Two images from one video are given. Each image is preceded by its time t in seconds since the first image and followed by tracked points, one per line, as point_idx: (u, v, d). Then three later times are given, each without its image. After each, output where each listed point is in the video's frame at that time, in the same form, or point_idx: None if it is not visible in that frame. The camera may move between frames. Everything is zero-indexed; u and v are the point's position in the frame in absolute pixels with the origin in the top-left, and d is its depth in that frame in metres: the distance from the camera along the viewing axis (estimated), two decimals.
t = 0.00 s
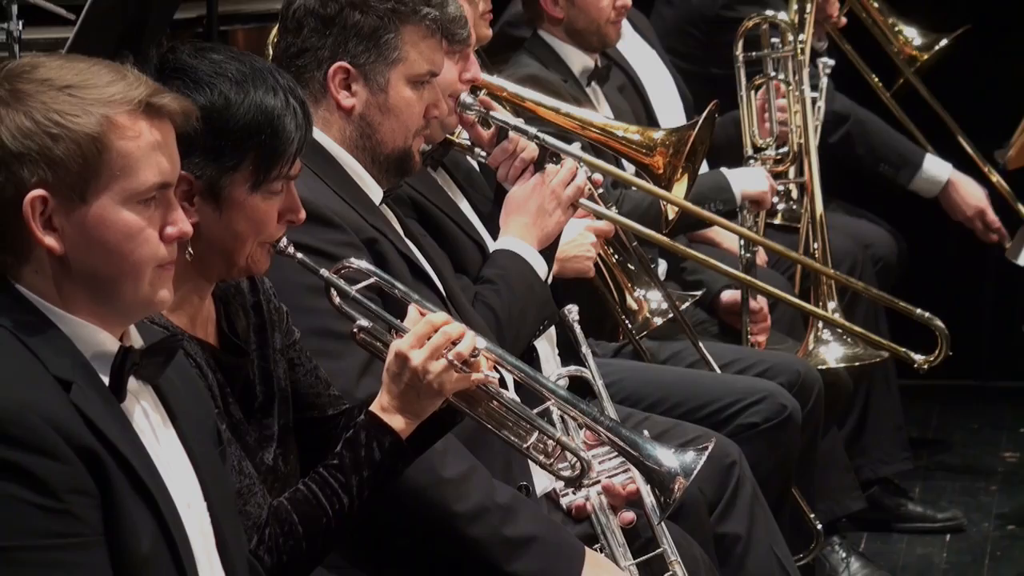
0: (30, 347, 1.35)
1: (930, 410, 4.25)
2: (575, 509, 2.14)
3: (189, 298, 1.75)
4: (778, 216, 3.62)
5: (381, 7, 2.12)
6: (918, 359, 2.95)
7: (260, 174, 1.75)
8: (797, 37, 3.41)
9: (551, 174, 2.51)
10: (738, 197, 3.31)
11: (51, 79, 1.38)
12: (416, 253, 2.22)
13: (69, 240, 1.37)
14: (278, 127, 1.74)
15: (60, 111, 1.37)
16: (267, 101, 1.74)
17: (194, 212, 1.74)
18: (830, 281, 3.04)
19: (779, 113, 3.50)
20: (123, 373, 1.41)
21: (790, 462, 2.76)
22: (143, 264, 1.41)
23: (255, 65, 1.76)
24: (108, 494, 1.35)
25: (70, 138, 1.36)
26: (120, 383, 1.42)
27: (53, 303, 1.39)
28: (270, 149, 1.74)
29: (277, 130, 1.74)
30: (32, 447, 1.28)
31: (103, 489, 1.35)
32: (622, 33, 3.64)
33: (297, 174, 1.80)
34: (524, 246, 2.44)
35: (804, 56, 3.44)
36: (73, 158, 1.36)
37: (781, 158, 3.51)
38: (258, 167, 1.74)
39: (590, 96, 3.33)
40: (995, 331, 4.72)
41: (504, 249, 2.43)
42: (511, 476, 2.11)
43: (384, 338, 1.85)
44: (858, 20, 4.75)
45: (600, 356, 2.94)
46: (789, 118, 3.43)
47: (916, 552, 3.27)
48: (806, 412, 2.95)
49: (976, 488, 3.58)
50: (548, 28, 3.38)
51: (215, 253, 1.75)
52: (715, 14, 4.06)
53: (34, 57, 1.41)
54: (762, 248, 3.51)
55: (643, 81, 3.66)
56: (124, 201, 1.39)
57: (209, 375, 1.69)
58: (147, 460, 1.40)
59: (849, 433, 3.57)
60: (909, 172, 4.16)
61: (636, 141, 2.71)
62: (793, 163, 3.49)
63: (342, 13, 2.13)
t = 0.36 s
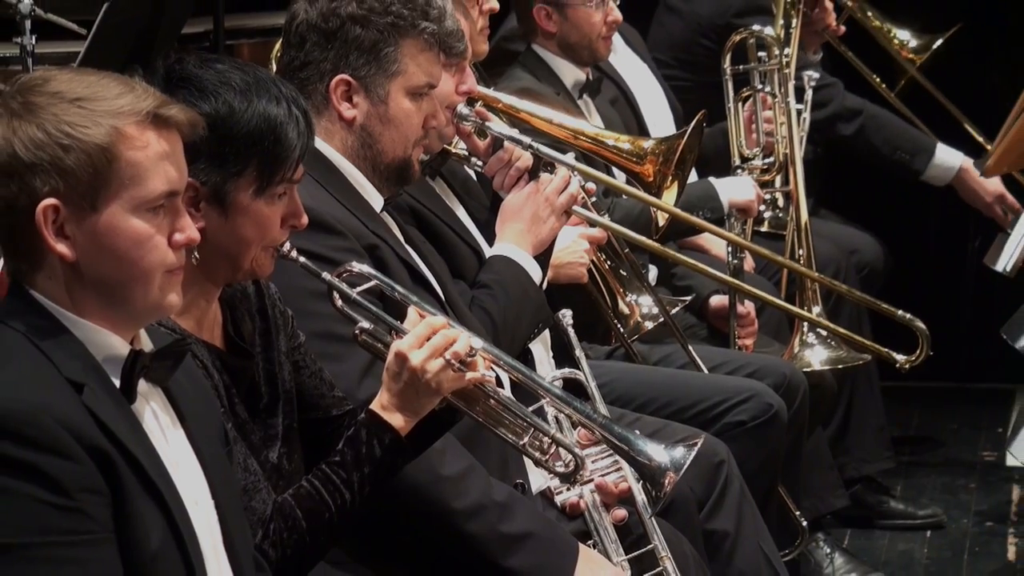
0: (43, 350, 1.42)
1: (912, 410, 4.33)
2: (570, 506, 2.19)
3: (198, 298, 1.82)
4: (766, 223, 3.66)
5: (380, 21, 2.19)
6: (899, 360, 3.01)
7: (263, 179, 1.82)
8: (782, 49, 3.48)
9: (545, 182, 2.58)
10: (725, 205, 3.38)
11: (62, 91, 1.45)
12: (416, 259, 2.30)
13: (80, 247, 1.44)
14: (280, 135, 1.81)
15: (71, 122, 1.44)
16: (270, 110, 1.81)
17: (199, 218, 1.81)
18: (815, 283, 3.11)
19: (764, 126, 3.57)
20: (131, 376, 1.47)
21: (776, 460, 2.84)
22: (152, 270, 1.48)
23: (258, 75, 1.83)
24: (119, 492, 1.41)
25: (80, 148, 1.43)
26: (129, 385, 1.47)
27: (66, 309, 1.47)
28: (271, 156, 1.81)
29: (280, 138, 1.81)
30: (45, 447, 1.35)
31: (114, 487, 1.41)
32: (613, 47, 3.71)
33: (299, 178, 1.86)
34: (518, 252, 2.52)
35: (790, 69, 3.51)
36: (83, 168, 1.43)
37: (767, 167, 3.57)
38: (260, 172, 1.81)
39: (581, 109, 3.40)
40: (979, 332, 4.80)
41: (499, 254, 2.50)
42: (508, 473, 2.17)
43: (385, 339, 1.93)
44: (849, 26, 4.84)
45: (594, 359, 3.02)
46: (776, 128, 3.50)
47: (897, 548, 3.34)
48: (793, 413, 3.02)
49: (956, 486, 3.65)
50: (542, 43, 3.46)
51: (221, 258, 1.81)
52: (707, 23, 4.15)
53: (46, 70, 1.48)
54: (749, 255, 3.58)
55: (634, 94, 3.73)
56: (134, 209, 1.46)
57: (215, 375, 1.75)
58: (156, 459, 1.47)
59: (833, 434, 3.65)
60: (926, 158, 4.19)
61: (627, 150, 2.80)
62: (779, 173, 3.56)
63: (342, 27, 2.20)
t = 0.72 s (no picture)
0: (53, 354, 1.49)
1: (893, 411, 4.41)
2: (561, 505, 2.26)
3: (201, 303, 1.88)
4: (749, 231, 3.74)
5: (379, 36, 2.27)
6: (880, 357, 3.09)
7: (263, 190, 1.89)
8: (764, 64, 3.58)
9: (537, 190, 2.65)
10: (711, 214, 3.47)
11: (72, 104, 1.53)
12: (412, 265, 2.37)
13: (88, 254, 1.51)
14: (280, 147, 1.88)
15: (80, 134, 1.51)
16: (271, 122, 1.88)
17: (202, 226, 1.87)
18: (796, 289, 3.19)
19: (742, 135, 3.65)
20: (137, 380, 1.54)
21: (760, 460, 2.91)
22: (158, 277, 1.54)
23: (259, 88, 1.90)
24: (125, 491, 1.48)
25: (89, 159, 1.50)
26: (134, 388, 1.55)
27: (74, 314, 1.54)
28: (271, 166, 1.88)
29: (280, 148, 1.88)
30: (55, 448, 1.41)
31: (121, 486, 1.48)
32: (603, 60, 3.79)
33: (298, 188, 1.93)
34: (512, 258, 2.59)
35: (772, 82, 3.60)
36: (91, 178, 1.50)
37: (751, 177, 3.64)
38: (261, 182, 1.87)
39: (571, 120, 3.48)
40: (961, 335, 4.88)
41: (493, 259, 2.58)
42: (501, 472, 2.25)
43: (381, 343, 2.00)
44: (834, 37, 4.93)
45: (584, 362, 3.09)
46: (760, 139, 3.59)
47: (877, 545, 3.42)
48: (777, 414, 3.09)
49: (935, 484, 3.73)
50: (533, 57, 3.54)
51: (222, 265, 1.87)
52: (694, 36, 4.24)
53: (55, 85, 1.56)
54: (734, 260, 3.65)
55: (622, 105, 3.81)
56: (140, 218, 1.53)
57: (217, 378, 1.82)
58: (160, 461, 1.54)
59: (815, 435, 3.69)
60: (909, 168, 4.26)
61: (614, 158, 2.89)
62: (763, 182, 3.64)
63: (341, 42, 2.28)
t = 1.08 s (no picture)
0: (58, 355, 1.56)
1: (875, 409, 4.49)
2: (550, 500, 2.33)
3: (203, 301, 1.95)
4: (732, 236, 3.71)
5: (374, 48, 2.35)
6: (866, 342, 3.17)
7: (261, 189, 1.95)
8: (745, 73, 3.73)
9: (529, 191, 2.72)
10: (694, 220, 3.54)
11: (75, 113, 1.61)
12: (406, 268, 2.44)
13: (92, 257, 1.59)
14: (275, 149, 1.95)
15: (83, 142, 1.59)
16: (265, 126, 1.95)
17: (202, 226, 1.94)
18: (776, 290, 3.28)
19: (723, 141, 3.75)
20: (141, 378, 1.62)
21: (742, 456, 2.99)
22: (160, 279, 1.61)
23: (254, 94, 1.98)
24: (129, 486, 1.55)
25: (91, 165, 1.58)
26: (138, 386, 1.63)
27: (78, 314, 1.61)
28: (268, 170, 1.95)
29: (275, 151, 1.95)
30: (62, 446, 1.49)
31: (124, 481, 1.55)
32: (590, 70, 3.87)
33: (294, 188, 2.00)
34: (507, 258, 2.66)
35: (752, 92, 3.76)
36: (94, 184, 1.57)
37: (734, 184, 3.73)
38: (258, 182, 1.94)
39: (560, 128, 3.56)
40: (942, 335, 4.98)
41: (488, 260, 2.65)
42: (492, 468, 2.32)
43: (378, 335, 2.07)
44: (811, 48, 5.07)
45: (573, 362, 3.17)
46: (743, 147, 3.69)
47: (856, 538, 3.50)
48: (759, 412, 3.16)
49: (912, 479, 3.82)
50: (523, 66, 3.63)
51: (223, 266, 1.94)
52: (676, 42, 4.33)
53: (60, 94, 1.63)
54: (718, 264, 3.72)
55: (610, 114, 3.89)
56: (141, 222, 1.60)
57: (218, 375, 1.89)
58: (162, 457, 1.61)
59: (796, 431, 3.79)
60: (883, 170, 4.35)
61: (600, 156, 3.00)
62: (745, 189, 3.70)
63: (338, 53, 2.35)
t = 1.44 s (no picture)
0: (65, 358, 1.63)
1: (857, 410, 4.58)
2: (541, 498, 2.40)
3: (205, 306, 2.01)
4: (716, 242, 3.83)
5: (371, 61, 2.42)
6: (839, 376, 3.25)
7: (263, 198, 2.03)
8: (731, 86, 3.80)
9: (524, 209, 2.79)
10: (681, 226, 3.62)
11: (82, 125, 1.68)
12: (401, 274, 2.53)
13: (99, 263, 1.66)
14: (277, 158, 2.02)
15: (92, 152, 1.66)
16: (267, 136, 2.03)
17: (207, 233, 2.01)
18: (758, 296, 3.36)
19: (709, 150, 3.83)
20: (144, 379, 1.69)
21: (724, 456, 3.07)
22: (164, 285, 1.69)
23: (257, 105, 2.05)
24: (133, 485, 1.62)
25: (99, 175, 1.65)
26: (141, 388, 1.70)
27: (84, 317, 1.68)
28: (270, 180, 2.02)
29: (276, 160, 2.02)
30: (70, 447, 1.56)
31: (129, 481, 1.62)
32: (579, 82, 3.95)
33: (294, 195, 2.07)
34: (500, 274, 2.73)
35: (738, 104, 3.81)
36: (102, 193, 1.64)
37: (717, 192, 3.82)
38: (260, 190, 2.02)
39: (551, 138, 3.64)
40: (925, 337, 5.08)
41: (483, 274, 2.71)
42: (485, 468, 2.40)
43: (378, 342, 2.15)
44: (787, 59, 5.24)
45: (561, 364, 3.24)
46: (726, 156, 3.78)
47: (837, 534, 3.59)
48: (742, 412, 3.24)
49: (891, 477, 3.91)
50: (514, 79, 3.69)
51: (225, 271, 2.00)
52: (655, 54, 4.43)
53: (69, 105, 1.71)
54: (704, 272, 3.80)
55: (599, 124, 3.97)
56: (146, 230, 1.67)
57: (219, 376, 1.97)
58: (166, 458, 1.68)
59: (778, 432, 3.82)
60: (857, 173, 4.45)
61: (595, 180, 3.07)
62: (729, 198, 3.80)
63: (336, 66, 2.43)
